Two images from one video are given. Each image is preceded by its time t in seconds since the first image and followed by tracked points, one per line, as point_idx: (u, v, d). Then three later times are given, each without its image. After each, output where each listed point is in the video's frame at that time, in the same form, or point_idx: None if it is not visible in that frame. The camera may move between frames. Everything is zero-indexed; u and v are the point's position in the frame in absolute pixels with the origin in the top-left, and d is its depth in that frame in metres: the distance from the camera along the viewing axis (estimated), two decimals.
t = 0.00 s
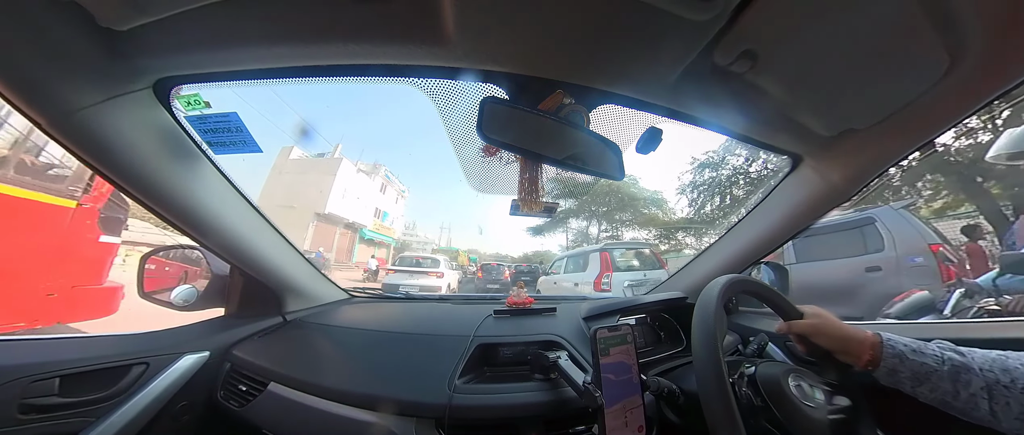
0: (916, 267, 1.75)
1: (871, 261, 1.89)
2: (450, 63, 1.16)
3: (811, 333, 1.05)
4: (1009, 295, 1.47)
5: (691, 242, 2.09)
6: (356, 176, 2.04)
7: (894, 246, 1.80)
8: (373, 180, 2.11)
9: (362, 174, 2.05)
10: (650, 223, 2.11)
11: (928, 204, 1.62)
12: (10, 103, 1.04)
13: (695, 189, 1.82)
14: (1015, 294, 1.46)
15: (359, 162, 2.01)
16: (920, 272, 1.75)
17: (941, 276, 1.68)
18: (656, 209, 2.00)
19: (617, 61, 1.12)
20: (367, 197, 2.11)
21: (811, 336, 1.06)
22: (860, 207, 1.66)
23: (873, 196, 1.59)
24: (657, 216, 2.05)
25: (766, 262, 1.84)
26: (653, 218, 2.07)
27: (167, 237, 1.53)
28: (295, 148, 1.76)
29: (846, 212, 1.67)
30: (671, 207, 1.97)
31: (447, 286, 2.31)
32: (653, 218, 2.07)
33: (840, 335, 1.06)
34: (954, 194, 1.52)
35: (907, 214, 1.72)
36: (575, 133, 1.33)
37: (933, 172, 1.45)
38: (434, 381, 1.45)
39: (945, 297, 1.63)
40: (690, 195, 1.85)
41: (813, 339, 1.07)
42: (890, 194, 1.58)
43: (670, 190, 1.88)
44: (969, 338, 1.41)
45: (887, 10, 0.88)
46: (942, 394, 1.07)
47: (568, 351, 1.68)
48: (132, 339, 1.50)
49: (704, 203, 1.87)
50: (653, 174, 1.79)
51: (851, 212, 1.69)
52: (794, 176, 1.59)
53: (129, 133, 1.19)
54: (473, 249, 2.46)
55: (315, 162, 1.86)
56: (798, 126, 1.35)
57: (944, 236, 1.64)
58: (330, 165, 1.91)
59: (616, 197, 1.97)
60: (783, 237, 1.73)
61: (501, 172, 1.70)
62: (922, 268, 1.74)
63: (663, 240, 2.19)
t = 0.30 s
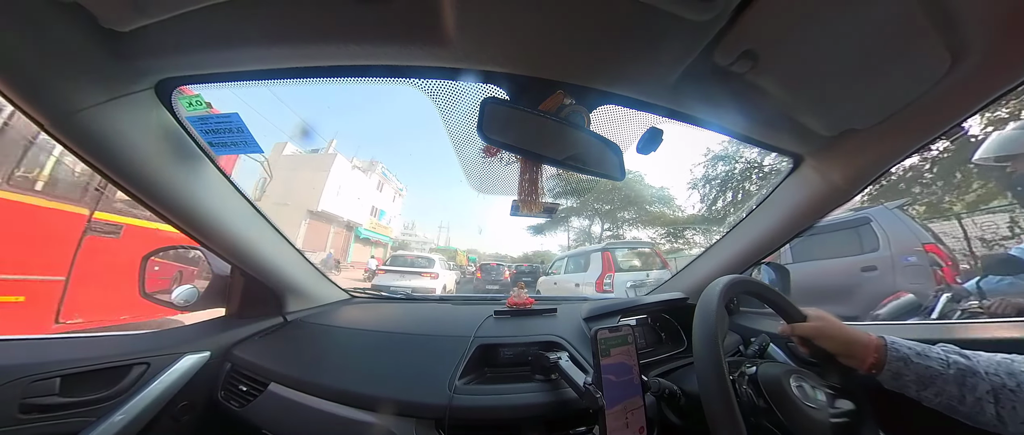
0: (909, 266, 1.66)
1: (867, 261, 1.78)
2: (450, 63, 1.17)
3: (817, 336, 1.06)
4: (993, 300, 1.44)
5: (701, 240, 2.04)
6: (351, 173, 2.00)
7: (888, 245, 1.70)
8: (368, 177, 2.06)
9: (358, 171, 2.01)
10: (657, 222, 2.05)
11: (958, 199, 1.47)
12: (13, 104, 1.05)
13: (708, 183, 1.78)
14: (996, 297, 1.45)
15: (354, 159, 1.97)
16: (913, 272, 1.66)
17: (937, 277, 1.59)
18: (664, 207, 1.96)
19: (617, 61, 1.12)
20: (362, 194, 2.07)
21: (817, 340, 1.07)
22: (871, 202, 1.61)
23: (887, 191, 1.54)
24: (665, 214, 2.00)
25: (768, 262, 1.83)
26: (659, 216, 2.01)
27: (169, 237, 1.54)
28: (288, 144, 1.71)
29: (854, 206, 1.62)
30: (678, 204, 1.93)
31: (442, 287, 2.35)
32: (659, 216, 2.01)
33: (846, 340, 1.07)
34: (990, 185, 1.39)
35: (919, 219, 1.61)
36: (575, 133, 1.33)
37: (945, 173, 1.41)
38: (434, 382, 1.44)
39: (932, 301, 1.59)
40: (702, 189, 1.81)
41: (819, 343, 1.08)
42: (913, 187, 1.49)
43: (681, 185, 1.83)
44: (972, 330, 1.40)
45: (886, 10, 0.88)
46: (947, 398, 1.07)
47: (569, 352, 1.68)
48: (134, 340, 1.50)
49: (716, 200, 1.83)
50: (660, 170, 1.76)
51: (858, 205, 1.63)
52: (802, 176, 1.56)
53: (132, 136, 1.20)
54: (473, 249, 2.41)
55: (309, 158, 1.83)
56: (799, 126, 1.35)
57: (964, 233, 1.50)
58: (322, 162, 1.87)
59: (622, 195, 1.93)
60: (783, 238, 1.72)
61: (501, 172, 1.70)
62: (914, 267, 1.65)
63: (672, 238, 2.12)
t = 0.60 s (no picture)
0: (894, 267, 1.83)
1: (855, 262, 1.89)
2: (451, 63, 1.17)
3: (824, 343, 1.07)
4: (970, 302, 1.48)
5: (709, 237, 1.97)
6: (346, 169, 2.01)
7: (875, 246, 1.88)
8: (365, 175, 2.08)
9: (353, 168, 2.02)
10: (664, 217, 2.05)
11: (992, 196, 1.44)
12: (16, 105, 1.06)
13: (721, 177, 1.74)
14: (971, 298, 1.49)
15: (349, 156, 1.99)
16: (896, 273, 1.82)
17: (919, 278, 1.71)
18: (671, 204, 1.96)
19: (618, 61, 1.12)
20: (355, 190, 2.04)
21: (824, 347, 1.08)
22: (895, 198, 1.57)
23: (914, 186, 1.49)
24: (673, 211, 2.00)
25: (770, 262, 1.80)
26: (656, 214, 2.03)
27: (172, 235, 1.55)
28: (282, 140, 1.73)
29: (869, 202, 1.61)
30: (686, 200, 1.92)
31: (436, 289, 2.38)
32: (662, 214, 2.03)
33: (855, 349, 1.06)
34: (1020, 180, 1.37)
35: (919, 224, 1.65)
36: (576, 133, 1.33)
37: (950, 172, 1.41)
38: (434, 382, 1.44)
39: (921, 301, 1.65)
40: (714, 184, 1.78)
41: (826, 350, 1.08)
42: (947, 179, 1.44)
43: (692, 179, 1.81)
44: (976, 327, 1.40)
45: (888, 8, 0.87)
46: (960, 408, 1.05)
47: (569, 352, 1.68)
48: (136, 339, 1.51)
49: (727, 196, 1.79)
50: (669, 166, 1.75)
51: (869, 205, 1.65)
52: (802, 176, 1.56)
53: (136, 140, 1.21)
54: (473, 249, 2.47)
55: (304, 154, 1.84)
56: (800, 125, 1.34)
57: (1003, 226, 1.47)
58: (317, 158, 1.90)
59: (627, 194, 1.93)
60: (785, 238, 1.71)
61: (501, 172, 1.70)
62: (897, 269, 1.82)
63: (680, 237, 2.09)
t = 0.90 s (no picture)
0: (879, 268, 1.81)
1: (839, 263, 1.84)
2: (451, 63, 1.17)
3: (838, 360, 1.06)
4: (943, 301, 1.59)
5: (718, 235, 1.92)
6: (341, 166, 2.00)
7: (861, 249, 1.84)
8: (362, 172, 2.07)
9: (348, 164, 2.02)
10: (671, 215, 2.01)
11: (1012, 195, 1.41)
12: (19, 106, 1.07)
13: (734, 171, 1.69)
14: (946, 299, 1.59)
15: (345, 153, 1.96)
16: (880, 275, 1.80)
17: (902, 279, 1.74)
18: (678, 201, 1.92)
19: (618, 61, 1.12)
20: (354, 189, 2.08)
21: (838, 364, 1.06)
22: (918, 195, 1.50)
23: (941, 180, 1.44)
24: (681, 208, 1.96)
25: (770, 263, 1.79)
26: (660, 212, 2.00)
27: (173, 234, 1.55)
28: (276, 136, 1.67)
29: (892, 198, 1.53)
30: (693, 197, 1.89)
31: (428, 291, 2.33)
32: (668, 212, 1.99)
33: (871, 368, 1.05)
34: None
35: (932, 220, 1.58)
36: (576, 133, 1.33)
37: (956, 172, 1.41)
38: (434, 382, 1.45)
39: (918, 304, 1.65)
40: (727, 178, 1.72)
41: (840, 367, 1.07)
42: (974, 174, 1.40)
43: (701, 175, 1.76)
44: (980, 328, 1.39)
45: (890, 7, 0.87)
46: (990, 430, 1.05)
47: (569, 352, 1.68)
48: (140, 338, 1.52)
49: (740, 191, 1.74)
50: (672, 165, 1.74)
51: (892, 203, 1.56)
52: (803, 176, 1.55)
53: (136, 140, 1.23)
54: (473, 249, 2.49)
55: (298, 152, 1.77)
56: (801, 125, 1.34)
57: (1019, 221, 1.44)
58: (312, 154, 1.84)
59: (629, 193, 1.91)
60: (786, 238, 1.70)
61: (502, 172, 1.70)
62: (881, 271, 1.80)
63: (688, 236, 2.04)
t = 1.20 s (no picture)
0: (870, 270, 1.64)
1: (828, 263, 1.70)
2: (451, 63, 1.17)
3: (835, 355, 1.07)
4: (913, 300, 1.58)
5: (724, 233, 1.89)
6: (336, 162, 1.95)
7: (850, 250, 1.65)
8: (359, 168, 2.05)
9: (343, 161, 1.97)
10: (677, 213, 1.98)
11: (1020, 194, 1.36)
12: (25, 108, 1.10)
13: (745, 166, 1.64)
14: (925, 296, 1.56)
15: (341, 151, 1.93)
16: (870, 276, 1.65)
17: (892, 279, 1.61)
18: (684, 199, 1.88)
19: (618, 60, 1.11)
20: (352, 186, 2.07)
21: (835, 359, 1.08)
22: (926, 194, 1.47)
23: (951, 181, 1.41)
24: (687, 205, 1.92)
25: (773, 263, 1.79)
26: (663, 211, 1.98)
27: (175, 234, 1.56)
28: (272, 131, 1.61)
29: (913, 192, 1.47)
30: (700, 194, 1.85)
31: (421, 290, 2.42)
32: (674, 210, 1.97)
33: (867, 361, 1.06)
34: None
35: (937, 219, 1.51)
36: (576, 133, 1.32)
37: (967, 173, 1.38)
38: (435, 382, 1.44)
39: (901, 304, 1.60)
40: (741, 172, 1.67)
41: (837, 362, 1.08)
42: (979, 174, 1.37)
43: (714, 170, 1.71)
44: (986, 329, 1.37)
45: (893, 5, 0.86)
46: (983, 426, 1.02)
47: (570, 352, 1.68)
48: (143, 338, 1.53)
49: (750, 187, 1.72)
50: (677, 162, 1.72)
51: (910, 200, 1.49)
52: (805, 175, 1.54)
53: (137, 139, 1.24)
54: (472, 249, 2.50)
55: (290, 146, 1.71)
56: (804, 124, 1.33)
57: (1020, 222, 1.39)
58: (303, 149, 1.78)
59: (633, 192, 1.88)
60: (789, 238, 1.69)
61: (504, 175, 1.72)
62: (872, 274, 1.64)
63: (695, 236, 2.00)
